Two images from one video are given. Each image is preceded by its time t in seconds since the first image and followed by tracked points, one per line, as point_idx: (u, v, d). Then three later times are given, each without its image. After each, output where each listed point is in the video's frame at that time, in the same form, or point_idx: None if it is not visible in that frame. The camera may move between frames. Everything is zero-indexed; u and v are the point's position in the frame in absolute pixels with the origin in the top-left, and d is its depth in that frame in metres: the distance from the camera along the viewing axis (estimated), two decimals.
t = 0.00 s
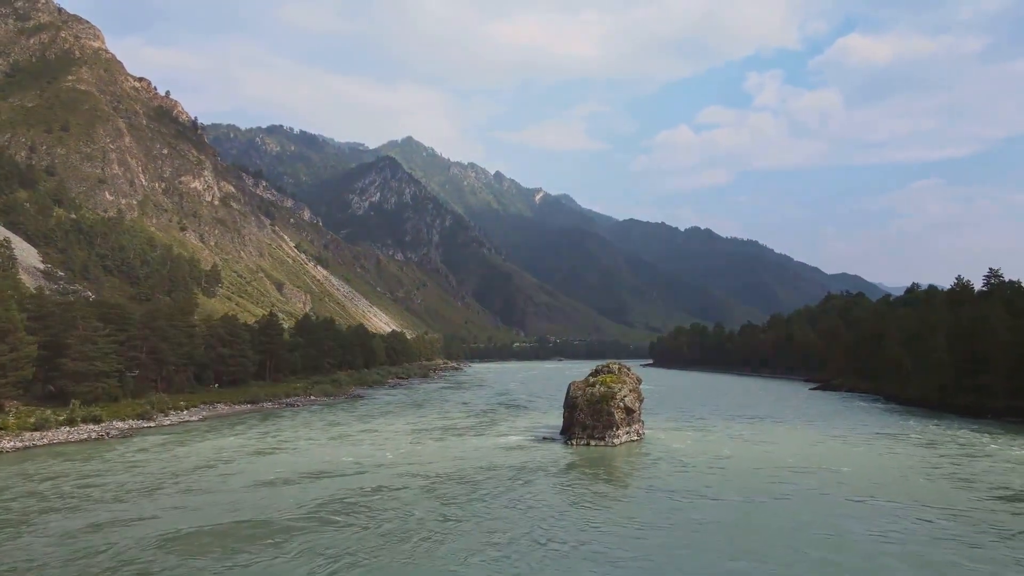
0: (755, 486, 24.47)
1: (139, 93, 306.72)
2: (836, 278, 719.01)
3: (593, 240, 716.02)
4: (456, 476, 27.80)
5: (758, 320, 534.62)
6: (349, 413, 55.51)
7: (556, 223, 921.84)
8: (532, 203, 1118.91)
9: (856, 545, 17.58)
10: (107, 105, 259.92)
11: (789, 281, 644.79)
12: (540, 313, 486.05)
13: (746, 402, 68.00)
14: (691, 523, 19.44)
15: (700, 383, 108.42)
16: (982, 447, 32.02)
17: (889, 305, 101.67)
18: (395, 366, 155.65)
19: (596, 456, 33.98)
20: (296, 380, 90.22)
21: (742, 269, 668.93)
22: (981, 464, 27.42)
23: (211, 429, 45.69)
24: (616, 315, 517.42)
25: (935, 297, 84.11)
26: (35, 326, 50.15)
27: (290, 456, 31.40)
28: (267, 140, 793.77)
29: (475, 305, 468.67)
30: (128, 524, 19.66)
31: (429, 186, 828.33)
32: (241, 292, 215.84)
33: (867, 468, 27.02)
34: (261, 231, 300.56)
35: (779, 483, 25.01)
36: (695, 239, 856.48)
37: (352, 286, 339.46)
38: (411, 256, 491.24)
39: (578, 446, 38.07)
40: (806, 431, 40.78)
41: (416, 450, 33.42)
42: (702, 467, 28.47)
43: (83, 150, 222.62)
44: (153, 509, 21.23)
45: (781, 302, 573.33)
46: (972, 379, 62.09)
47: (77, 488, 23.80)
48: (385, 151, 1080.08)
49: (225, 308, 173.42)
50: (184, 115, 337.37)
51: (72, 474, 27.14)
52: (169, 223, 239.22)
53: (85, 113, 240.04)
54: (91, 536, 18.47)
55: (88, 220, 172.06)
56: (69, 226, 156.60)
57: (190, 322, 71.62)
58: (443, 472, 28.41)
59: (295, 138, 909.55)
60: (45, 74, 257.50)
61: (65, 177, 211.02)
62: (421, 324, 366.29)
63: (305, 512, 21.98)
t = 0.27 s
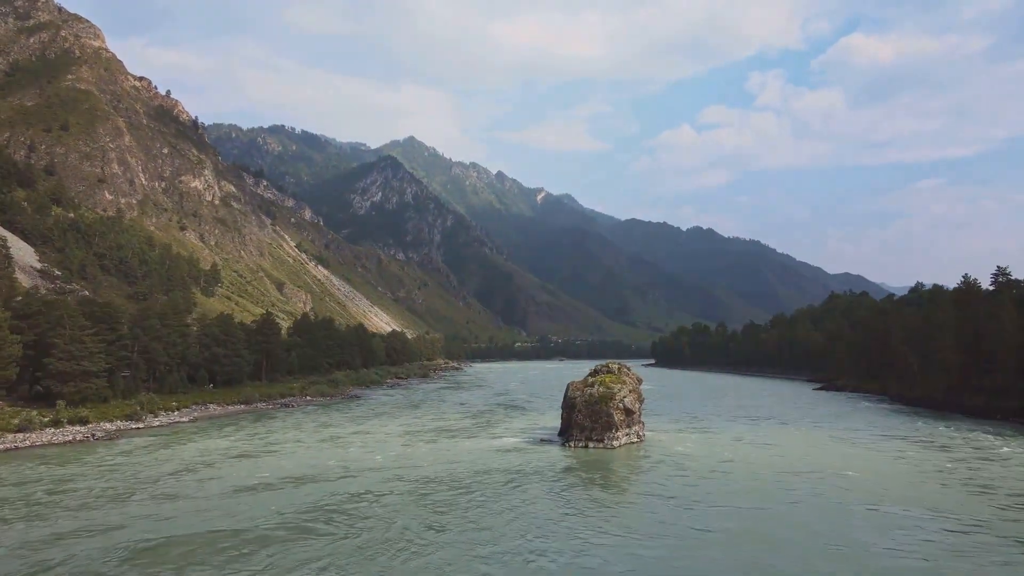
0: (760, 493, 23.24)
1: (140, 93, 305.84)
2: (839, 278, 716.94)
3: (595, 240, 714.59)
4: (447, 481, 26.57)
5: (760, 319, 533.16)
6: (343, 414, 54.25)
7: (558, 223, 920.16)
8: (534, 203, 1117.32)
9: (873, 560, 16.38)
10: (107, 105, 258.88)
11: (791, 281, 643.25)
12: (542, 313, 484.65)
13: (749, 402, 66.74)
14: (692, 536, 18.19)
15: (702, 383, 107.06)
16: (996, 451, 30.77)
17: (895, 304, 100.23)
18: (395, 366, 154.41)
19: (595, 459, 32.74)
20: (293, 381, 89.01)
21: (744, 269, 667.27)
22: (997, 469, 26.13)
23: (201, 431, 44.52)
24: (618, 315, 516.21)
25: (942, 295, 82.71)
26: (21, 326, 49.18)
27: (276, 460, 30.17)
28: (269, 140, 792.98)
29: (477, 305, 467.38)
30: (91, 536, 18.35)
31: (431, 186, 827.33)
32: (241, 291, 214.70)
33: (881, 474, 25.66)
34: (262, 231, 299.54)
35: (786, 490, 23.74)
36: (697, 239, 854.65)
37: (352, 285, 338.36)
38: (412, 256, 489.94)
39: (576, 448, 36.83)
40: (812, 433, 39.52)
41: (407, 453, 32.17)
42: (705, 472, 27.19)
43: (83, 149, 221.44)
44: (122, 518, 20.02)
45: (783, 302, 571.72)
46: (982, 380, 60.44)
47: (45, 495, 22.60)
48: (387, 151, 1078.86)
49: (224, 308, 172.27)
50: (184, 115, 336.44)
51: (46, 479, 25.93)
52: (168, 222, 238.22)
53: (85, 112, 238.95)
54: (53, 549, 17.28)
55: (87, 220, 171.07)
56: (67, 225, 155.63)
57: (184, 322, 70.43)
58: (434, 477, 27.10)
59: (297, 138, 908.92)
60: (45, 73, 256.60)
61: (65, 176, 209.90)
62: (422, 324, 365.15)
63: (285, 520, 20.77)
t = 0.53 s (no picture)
0: (764, 500, 22.04)
1: (140, 92, 304.74)
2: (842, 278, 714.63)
3: (597, 240, 713.08)
4: (437, 486, 25.38)
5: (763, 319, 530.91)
6: (337, 415, 53.04)
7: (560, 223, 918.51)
8: (536, 203, 1115.49)
9: None
10: (106, 104, 257.62)
11: (794, 280, 640.80)
12: (544, 313, 483.22)
13: (752, 403, 65.56)
14: (693, 549, 17.02)
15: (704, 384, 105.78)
16: (1009, 455, 29.57)
17: (899, 304, 98.90)
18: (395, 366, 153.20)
19: (593, 463, 31.53)
20: (289, 381, 87.85)
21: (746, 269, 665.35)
22: (1012, 475, 24.90)
23: (189, 432, 43.34)
24: (620, 315, 514.68)
25: (948, 294, 81.31)
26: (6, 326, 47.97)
27: (261, 464, 28.94)
28: (270, 140, 792.07)
29: (478, 305, 466.06)
30: (51, 547, 17.21)
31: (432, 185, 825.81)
32: (241, 291, 213.60)
33: (891, 480, 24.45)
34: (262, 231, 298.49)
35: (792, 496, 22.54)
36: (700, 239, 852.61)
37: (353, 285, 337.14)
38: (414, 255, 488.67)
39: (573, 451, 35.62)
40: (817, 435, 38.31)
41: (398, 457, 30.96)
42: (707, 477, 25.99)
43: (82, 148, 220.07)
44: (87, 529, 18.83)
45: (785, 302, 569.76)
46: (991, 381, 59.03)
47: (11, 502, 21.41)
48: (389, 151, 1077.45)
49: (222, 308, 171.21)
50: (184, 114, 335.40)
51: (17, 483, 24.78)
52: (168, 221, 237.21)
53: (84, 111, 237.74)
54: (7, 564, 16.15)
55: (85, 218, 170.07)
56: (64, 224, 154.59)
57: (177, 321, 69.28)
58: (424, 481, 25.95)
59: (299, 138, 908.00)
60: (45, 71, 255.55)
61: (64, 175, 208.62)
62: (422, 323, 363.91)
63: (260, 530, 19.57)
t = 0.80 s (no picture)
0: (770, 508, 20.86)
1: (140, 91, 303.88)
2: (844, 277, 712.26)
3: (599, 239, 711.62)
4: (426, 492, 24.19)
5: (765, 319, 529.15)
6: (331, 416, 51.89)
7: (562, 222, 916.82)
8: (538, 203, 1113.52)
9: None
10: (106, 103, 256.58)
11: (796, 280, 638.84)
12: (546, 313, 481.75)
13: (754, 403, 64.39)
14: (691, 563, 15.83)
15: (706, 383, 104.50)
16: None
17: (903, 303, 97.64)
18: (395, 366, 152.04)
19: (591, 466, 30.31)
20: (285, 381, 86.72)
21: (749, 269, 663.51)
22: None
23: (176, 433, 42.18)
24: (622, 315, 513.18)
25: (953, 293, 80.04)
26: None
27: (243, 468, 27.79)
28: (272, 140, 791.30)
29: (480, 305, 464.91)
30: (6, 562, 16.13)
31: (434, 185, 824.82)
32: (241, 291, 212.58)
33: (903, 487, 23.25)
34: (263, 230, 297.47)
35: (799, 505, 21.32)
36: (702, 239, 850.52)
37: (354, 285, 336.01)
38: (415, 255, 487.51)
39: (570, 453, 34.43)
40: (822, 438, 37.10)
41: (387, 460, 29.77)
42: (710, 483, 24.79)
43: (82, 147, 218.82)
44: (46, 541, 17.69)
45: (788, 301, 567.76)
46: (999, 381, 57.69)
47: None
48: (391, 151, 1076.37)
49: (221, 307, 170.14)
50: (185, 113, 334.60)
51: None
52: (168, 221, 236.27)
53: (84, 110, 236.60)
54: None
55: (83, 218, 169.18)
56: (62, 223, 153.67)
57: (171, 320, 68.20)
58: (412, 486, 24.85)
59: (301, 138, 907.47)
60: (44, 70, 254.65)
61: (63, 174, 207.49)
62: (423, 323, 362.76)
63: (233, 540, 18.38)
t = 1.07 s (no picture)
0: (777, 517, 19.56)
1: (140, 91, 303.02)
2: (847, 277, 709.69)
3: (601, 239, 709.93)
4: (412, 498, 22.92)
5: (768, 319, 527.47)
6: (324, 417, 50.63)
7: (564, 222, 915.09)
8: (540, 203, 1111.17)
9: None
10: (106, 102, 255.57)
11: (798, 280, 636.64)
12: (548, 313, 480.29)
13: (757, 404, 63.14)
14: None
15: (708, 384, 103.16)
16: None
17: (908, 303, 96.27)
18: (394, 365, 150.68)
19: (588, 469, 29.04)
20: (281, 381, 85.49)
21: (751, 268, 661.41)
22: None
23: (161, 435, 40.91)
24: (624, 315, 511.47)
25: (959, 292, 78.70)
26: None
27: (223, 472, 26.53)
28: (274, 140, 790.16)
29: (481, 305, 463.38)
30: None
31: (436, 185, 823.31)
32: (240, 291, 211.59)
33: (918, 494, 21.95)
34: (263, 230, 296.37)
35: (808, 514, 20.00)
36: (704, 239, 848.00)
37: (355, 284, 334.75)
38: (417, 255, 486.38)
39: (566, 456, 33.13)
40: (827, 440, 35.84)
41: (375, 464, 28.48)
42: (712, 489, 23.51)
43: (81, 146, 217.61)
44: None
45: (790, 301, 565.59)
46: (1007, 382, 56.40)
47: None
48: (392, 151, 1075.05)
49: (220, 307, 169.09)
50: (185, 112, 333.66)
51: None
52: (167, 220, 235.18)
53: (83, 109, 235.37)
54: None
55: (81, 216, 168.19)
56: (59, 221, 152.77)
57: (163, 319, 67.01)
58: (399, 492, 23.59)
59: (302, 138, 906.52)
60: (44, 70, 253.80)
61: (62, 173, 206.27)
62: (424, 323, 361.58)
63: (200, 551, 17.19)
